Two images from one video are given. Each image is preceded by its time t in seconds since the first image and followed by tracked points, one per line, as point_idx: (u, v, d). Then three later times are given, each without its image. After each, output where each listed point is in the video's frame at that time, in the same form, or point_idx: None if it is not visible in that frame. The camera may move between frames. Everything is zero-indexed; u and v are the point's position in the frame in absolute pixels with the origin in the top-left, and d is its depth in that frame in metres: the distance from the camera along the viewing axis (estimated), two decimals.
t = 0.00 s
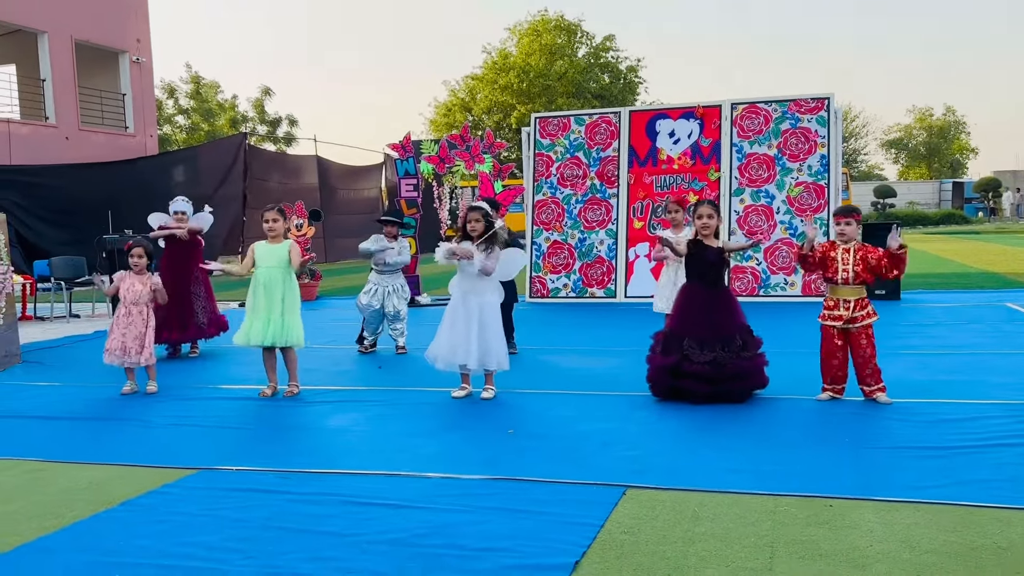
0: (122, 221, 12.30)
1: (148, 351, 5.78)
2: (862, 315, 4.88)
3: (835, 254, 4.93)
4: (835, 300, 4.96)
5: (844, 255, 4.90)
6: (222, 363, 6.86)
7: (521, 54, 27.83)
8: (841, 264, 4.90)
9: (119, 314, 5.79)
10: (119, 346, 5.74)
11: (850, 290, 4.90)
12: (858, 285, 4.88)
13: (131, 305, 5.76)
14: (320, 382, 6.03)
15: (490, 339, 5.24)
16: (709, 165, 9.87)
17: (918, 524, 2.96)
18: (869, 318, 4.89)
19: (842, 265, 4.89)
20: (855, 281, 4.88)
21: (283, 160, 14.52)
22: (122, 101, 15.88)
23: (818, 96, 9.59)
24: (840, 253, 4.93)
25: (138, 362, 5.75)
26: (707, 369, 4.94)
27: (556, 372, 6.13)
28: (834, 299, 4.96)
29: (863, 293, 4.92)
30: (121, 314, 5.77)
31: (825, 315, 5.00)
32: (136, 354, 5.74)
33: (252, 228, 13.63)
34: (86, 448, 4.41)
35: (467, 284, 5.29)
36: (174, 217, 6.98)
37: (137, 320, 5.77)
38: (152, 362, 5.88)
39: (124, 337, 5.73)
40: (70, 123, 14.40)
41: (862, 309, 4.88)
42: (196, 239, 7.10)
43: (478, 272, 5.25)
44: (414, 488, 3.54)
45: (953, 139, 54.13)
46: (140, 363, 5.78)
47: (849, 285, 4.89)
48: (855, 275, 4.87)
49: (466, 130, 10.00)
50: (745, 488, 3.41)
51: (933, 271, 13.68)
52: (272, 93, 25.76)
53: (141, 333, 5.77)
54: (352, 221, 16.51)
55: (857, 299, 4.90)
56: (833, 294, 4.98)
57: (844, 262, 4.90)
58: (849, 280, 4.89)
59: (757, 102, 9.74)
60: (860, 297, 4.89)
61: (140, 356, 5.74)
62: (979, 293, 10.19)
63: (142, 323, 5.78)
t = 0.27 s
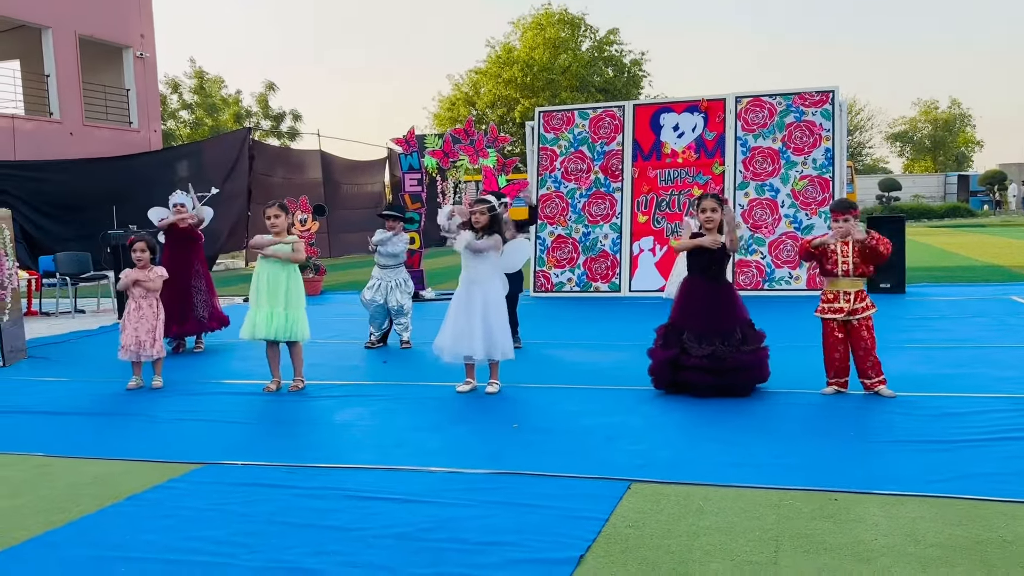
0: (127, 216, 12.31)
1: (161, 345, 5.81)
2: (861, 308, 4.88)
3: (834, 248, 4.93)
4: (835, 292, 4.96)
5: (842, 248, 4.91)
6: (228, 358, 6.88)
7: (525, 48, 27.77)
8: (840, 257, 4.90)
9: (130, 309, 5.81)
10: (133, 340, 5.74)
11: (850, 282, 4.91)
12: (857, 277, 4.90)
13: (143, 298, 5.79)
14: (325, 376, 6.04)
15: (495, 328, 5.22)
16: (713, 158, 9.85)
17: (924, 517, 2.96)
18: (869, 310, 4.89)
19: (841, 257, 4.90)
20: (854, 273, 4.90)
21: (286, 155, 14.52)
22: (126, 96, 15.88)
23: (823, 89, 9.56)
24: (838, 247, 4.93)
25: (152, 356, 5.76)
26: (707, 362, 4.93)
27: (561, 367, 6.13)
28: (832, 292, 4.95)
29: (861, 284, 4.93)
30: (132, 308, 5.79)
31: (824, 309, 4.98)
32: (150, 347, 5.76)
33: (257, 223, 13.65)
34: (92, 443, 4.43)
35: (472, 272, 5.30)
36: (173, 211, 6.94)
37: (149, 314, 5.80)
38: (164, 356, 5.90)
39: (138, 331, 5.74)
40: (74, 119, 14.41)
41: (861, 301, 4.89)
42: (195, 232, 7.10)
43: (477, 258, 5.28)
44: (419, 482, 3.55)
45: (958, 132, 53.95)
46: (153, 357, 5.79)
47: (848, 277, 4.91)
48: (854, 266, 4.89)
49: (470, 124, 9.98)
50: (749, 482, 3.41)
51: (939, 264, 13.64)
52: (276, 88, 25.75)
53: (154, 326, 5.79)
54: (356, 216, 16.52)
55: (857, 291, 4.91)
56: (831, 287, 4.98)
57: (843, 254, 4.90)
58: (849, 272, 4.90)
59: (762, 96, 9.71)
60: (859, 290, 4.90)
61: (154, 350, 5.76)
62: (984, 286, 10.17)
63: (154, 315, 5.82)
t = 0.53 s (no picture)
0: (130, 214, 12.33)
1: (155, 341, 5.82)
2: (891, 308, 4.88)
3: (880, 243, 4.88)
4: (869, 288, 4.89)
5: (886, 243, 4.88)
6: (231, 355, 6.89)
7: (527, 45, 27.78)
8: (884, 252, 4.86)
9: (125, 305, 5.82)
10: (128, 338, 5.77)
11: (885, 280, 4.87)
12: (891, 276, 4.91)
13: (136, 296, 5.78)
14: (328, 374, 6.05)
15: (494, 328, 5.20)
16: (717, 155, 9.84)
17: (927, 512, 2.96)
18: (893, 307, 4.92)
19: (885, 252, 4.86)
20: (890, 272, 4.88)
21: (290, 153, 14.52)
22: (129, 94, 15.90)
23: (826, 85, 9.55)
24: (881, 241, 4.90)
25: (147, 353, 5.79)
26: (712, 362, 4.93)
27: (564, 363, 6.13)
28: (868, 287, 4.89)
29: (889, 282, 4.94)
30: (127, 306, 5.80)
31: (855, 304, 4.91)
32: (145, 345, 5.78)
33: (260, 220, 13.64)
34: (96, 440, 4.44)
35: (473, 268, 5.29)
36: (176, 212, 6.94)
37: (143, 311, 5.79)
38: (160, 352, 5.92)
39: (131, 328, 5.76)
40: (77, 117, 14.43)
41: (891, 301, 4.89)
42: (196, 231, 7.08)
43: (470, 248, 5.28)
44: (422, 478, 3.55)
45: (962, 128, 53.85)
46: (148, 353, 5.82)
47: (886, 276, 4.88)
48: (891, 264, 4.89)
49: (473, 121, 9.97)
50: (753, 478, 3.40)
51: (942, 261, 13.61)
52: (278, 86, 25.77)
53: (148, 324, 5.79)
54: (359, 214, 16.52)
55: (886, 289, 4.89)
56: (864, 283, 4.90)
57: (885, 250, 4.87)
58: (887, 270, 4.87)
59: (765, 92, 9.69)
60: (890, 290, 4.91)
61: (148, 347, 5.78)
62: (988, 283, 10.14)
63: (148, 313, 5.80)
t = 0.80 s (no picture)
0: (132, 214, 12.39)
1: (156, 341, 5.83)
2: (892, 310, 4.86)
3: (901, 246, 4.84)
4: (874, 287, 4.86)
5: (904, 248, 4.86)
6: (233, 356, 6.90)
7: (530, 46, 27.78)
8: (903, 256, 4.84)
9: (125, 306, 5.81)
10: (130, 338, 5.76)
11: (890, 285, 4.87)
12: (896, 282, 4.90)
13: (138, 296, 5.79)
14: (330, 374, 6.05)
15: (494, 330, 5.23)
16: (719, 156, 9.84)
17: (928, 514, 2.96)
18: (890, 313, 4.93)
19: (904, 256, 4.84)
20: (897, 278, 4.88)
21: (292, 154, 14.53)
22: (132, 95, 15.92)
23: (828, 86, 9.55)
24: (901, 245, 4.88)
25: (149, 353, 5.80)
26: (721, 361, 4.92)
27: (565, 364, 6.13)
28: (871, 286, 4.87)
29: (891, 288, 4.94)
30: (127, 307, 5.80)
31: (856, 300, 4.89)
32: (146, 345, 5.79)
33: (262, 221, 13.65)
34: (99, 440, 4.44)
35: (471, 274, 5.28)
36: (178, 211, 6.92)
37: (144, 311, 5.80)
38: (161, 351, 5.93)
39: (133, 328, 5.76)
40: (80, 118, 14.45)
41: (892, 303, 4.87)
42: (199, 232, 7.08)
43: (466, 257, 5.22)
44: (424, 479, 3.55)
45: (964, 129, 53.82)
46: (149, 354, 5.82)
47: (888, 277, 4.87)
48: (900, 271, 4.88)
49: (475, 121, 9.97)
50: (754, 479, 3.40)
51: (945, 262, 13.58)
52: (281, 87, 25.80)
53: (149, 324, 5.80)
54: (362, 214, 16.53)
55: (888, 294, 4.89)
56: (870, 281, 4.88)
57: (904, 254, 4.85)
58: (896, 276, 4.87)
59: (767, 93, 9.70)
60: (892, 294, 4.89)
61: (149, 347, 5.79)
62: (990, 284, 10.13)
63: (149, 313, 5.82)
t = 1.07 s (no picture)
0: (133, 217, 12.40)
1: (159, 345, 5.83)
2: (886, 313, 4.86)
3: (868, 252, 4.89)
4: (861, 294, 4.91)
5: (875, 251, 4.87)
6: (234, 359, 6.90)
7: (531, 49, 27.81)
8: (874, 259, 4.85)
9: (129, 310, 5.80)
10: (132, 341, 5.77)
11: (877, 287, 4.86)
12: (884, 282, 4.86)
13: (142, 299, 5.79)
14: (331, 378, 6.05)
15: (500, 336, 5.24)
16: (720, 160, 9.85)
17: (929, 519, 2.96)
18: (890, 314, 4.87)
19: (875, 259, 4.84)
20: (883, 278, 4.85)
21: (294, 157, 14.54)
22: (134, 98, 15.95)
23: (830, 91, 9.56)
24: (874, 248, 4.90)
25: (152, 357, 5.80)
26: (716, 365, 4.93)
27: (566, 368, 6.13)
28: (859, 294, 4.91)
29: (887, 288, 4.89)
30: (131, 309, 5.80)
31: (846, 309, 4.94)
32: (150, 348, 5.79)
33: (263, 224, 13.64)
34: (99, 444, 4.44)
35: (474, 278, 5.29)
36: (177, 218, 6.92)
37: (147, 315, 5.80)
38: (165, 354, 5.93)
39: (136, 332, 5.77)
40: (82, 121, 14.48)
41: (885, 306, 4.86)
42: (198, 238, 7.10)
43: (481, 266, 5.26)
44: (424, 483, 3.55)
45: (965, 133, 53.83)
46: (152, 357, 5.82)
47: (877, 282, 4.86)
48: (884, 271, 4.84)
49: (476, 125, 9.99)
50: (755, 484, 3.40)
51: (947, 266, 13.58)
52: (283, 90, 25.83)
53: (152, 328, 5.80)
54: (363, 218, 16.53)
55: (880, 296, 4.87)
56: (857, 288, 4.92)
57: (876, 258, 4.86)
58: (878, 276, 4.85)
59: (768, 97, 9.71)
60: (885, 296, 4.88)
61: (153, 351, 5.79)
62: (992, 288, 10.12)
63: (153, 317, 5.82)
